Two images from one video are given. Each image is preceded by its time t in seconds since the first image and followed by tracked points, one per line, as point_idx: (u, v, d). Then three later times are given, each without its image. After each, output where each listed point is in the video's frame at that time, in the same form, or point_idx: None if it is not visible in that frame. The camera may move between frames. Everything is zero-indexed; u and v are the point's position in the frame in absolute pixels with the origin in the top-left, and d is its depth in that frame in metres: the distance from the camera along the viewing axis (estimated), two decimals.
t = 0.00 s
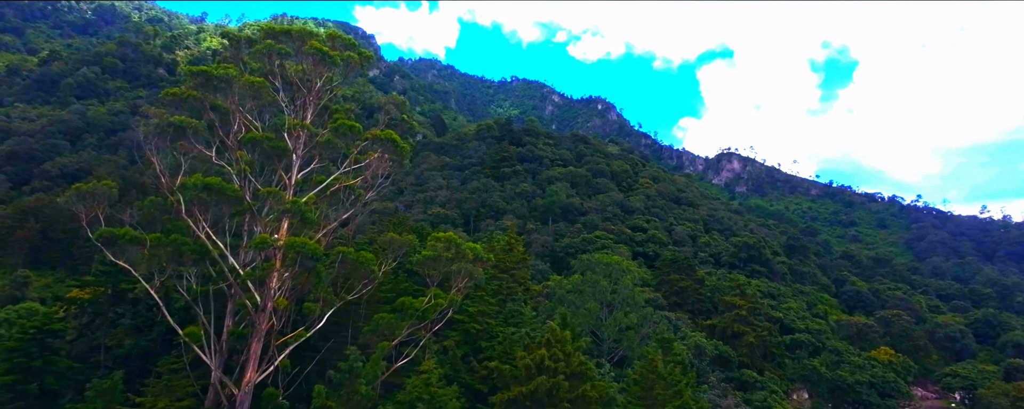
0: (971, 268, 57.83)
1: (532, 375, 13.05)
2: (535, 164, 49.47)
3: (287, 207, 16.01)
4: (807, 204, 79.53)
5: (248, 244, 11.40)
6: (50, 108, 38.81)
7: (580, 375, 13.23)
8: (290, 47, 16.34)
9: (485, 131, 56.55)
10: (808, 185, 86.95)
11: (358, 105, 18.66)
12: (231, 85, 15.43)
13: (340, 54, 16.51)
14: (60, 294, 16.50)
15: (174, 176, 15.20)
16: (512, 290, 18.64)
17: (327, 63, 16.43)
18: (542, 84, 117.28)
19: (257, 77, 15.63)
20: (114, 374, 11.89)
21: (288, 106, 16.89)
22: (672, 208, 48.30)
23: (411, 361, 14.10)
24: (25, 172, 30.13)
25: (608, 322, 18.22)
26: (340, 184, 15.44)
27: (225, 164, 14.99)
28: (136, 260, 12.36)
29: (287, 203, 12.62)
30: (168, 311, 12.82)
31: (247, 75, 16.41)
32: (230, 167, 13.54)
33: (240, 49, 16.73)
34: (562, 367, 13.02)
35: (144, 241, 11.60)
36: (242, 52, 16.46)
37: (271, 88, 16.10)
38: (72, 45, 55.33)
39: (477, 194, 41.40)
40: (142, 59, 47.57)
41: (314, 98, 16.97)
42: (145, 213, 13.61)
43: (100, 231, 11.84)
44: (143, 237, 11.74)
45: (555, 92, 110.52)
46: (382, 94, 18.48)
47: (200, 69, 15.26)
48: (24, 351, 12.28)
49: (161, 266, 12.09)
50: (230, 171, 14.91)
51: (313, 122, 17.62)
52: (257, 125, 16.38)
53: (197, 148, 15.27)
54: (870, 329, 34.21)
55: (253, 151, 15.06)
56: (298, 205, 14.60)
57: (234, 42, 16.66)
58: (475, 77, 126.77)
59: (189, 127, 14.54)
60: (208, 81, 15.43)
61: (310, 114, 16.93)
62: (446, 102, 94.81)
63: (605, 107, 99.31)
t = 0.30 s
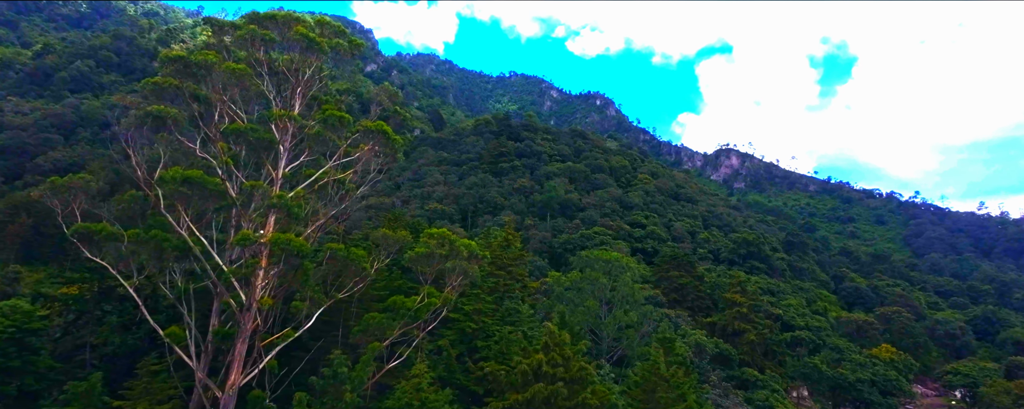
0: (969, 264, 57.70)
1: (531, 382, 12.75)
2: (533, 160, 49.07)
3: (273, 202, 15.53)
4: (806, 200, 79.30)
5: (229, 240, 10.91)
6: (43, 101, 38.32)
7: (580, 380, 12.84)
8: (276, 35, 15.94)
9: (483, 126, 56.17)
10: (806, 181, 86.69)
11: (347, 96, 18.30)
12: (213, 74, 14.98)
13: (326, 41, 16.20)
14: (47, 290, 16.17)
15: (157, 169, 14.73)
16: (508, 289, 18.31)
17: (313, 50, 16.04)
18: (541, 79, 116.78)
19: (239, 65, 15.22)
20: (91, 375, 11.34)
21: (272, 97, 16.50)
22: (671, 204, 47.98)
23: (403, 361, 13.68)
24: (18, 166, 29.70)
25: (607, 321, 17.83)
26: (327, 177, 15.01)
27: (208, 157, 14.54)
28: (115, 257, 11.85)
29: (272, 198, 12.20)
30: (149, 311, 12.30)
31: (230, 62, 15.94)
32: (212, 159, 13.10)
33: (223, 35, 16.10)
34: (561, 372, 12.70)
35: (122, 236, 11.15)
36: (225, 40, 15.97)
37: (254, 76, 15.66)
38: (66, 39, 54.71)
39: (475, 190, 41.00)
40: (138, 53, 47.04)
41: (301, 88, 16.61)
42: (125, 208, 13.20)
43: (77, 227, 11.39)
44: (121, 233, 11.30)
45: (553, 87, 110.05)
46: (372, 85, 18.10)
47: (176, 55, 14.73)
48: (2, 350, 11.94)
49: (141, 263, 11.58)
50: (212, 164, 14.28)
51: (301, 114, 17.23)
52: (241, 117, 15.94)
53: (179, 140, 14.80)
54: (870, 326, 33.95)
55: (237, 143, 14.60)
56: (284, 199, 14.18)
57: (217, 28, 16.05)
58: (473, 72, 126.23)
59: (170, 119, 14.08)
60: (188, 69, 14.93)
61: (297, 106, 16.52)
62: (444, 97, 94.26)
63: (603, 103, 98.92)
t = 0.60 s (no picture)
0: (968, 259, 57.42)
1: (529, 388, 12.15)
2: (532, 153, 48.61)
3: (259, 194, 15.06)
4: (806, 194, 78.95)
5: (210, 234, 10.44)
6: (37, 93, 37.74)
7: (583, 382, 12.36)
8: (262, 17, 15.31)
9: (482, 119, 55.72)
10: (806, 175, 86.31)
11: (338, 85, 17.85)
12: (193, 59, 14.38)
13: (313, 24, 15.66)
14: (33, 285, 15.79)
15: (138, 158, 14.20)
16: (507, 284, 17.99)
17: (298, 34, 15.50)
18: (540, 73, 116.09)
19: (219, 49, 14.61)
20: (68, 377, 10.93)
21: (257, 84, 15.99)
22: (671, 198, 47.58)
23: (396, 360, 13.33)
24: (11, 159, 29.21)
25: (607, 318, 17.43)
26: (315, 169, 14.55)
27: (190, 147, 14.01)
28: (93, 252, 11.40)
29: (256, 191, 11.74)
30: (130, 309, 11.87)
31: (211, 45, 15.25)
32: (192, 148, 12.55)
33: (206, 18, 15.46)
34: (562, 377, 12.14)
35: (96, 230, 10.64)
36: (207, 23, 15.34)
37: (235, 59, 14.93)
38: (61, 30, 53.99)
39: (474, 184, 40.53)
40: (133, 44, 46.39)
41: (288, 76, 16.11)
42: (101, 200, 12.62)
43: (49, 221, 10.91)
44: (96, 227, 10.82)
45: (552, 81, 109.35)
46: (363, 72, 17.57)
47: (150, 37, 13.98)
48: None
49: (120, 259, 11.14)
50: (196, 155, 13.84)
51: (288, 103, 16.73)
52: (223, 104, 15.36)
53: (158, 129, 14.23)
54: (872, 321, 33.62)
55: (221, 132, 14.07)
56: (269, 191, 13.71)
57: (200, 12, 15.43)
58: (473, 66, 125.52)
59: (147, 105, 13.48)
60: (162, 52, 14.20)
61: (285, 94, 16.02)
62: (444, 90, 93.61)
63: (603, 96, 98.37)
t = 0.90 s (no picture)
0: (969, 252, 57.06)
1: (528, 395, 11.57)
2: (532, 146, 48.19)
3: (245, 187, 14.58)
4: (806, 187, 78.59)
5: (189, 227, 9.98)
6: (31, 85, 37.24)
7: (587, 385, 11.89)
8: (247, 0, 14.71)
9: (482, 111, 55.26)
10: (806, 168, 85.92)
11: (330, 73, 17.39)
12: (172, 42, 13.66)
13: (300, 5, 14.95)
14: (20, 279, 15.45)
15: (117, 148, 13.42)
16: (506, 279, 17.70)
17: (285, 17, 14.94)
18: (540, 65, 115.41)
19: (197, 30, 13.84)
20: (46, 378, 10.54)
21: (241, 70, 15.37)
22: (672, 191, 47.19)
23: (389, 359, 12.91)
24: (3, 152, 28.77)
25: (608, 314, 17.08)
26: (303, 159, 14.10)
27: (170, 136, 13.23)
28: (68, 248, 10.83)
29: (241, 182, 11.27)
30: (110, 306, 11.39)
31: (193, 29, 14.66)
32: (173, 138, 12.04)
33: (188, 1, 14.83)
34: (563, 382, 11.64)
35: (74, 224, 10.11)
36: (189, 6, 14.75)
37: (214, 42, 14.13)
38: (56, 22, 53.36)
39: (472, 177, 40.13)
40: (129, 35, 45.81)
41: (275, 62, 15.57)
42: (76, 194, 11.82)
43: (22, 213, 10.62)
44: (70, 220, 10.52)
45: (552, 73, 108.72)
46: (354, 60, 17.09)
47: (123, 18, 13.37)
48: None
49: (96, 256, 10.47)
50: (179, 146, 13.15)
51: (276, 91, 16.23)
52: (206, 91, 14.75)
53: (138, 117, 13.63)
54: (874, 315, 33.28)
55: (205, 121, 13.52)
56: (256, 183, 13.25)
57: None
58: (472, 58, 124.78)
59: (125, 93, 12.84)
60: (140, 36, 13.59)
61: (273, 82, 15.53)
62: (443, 83, 93.01)
63: (603, 89, 97.84)
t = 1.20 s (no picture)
0: (972, 248, 56.51)
1: (529, 406, 11.10)
2: (532, 141, 47.78)
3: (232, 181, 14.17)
4: (808, 183, 78.12)
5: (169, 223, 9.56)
6: (29, 79, 36.88)
7: (592, 392, 11.49)
8: None
9: (482, 106, 54.84)
10: (808, 164, 85.41)
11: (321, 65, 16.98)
12: (152, 27, 12.99)
13: None
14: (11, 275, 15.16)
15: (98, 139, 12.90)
16: (505, 275, 17.41)
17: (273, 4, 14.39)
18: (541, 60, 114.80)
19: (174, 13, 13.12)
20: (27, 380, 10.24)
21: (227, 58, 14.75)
22: (674, 187, 46.77)
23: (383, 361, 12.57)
24: None
25: (610, 313, 16.69)
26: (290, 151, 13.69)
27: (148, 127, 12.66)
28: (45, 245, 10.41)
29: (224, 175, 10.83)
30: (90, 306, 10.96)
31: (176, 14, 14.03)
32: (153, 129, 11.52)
33: None
34: (565, 392, 11.19)
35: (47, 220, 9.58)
36: None
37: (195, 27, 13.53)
38: (55, 16, 52.97)
39: (472, 172, 39.69)
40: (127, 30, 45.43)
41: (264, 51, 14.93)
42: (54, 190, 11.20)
43: None
44: (45, 217, 9.95)
45: (553, 68, 108.09)
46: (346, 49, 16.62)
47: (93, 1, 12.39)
48: None
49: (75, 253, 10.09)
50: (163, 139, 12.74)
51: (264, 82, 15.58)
52: (190, 81, 14.26)
53: (119, 108, 12.90)
54: (878, 312, 32.88)
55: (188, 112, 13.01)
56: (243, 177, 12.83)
57: None
58: (473, 53, 124.23)
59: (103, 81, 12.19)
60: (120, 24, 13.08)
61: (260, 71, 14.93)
62: (443, 78, 92.51)
63: (604, 84, 97.36)
